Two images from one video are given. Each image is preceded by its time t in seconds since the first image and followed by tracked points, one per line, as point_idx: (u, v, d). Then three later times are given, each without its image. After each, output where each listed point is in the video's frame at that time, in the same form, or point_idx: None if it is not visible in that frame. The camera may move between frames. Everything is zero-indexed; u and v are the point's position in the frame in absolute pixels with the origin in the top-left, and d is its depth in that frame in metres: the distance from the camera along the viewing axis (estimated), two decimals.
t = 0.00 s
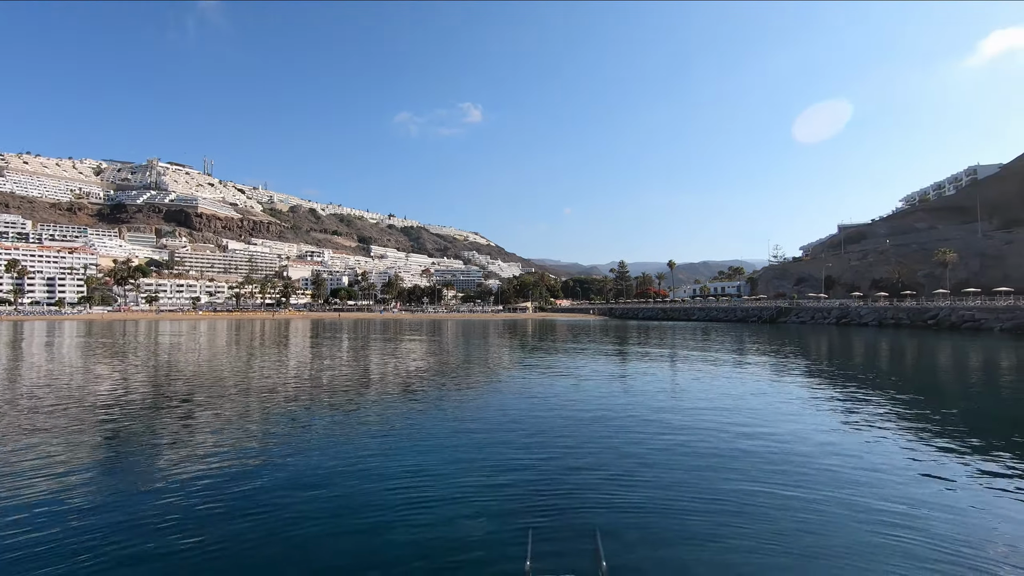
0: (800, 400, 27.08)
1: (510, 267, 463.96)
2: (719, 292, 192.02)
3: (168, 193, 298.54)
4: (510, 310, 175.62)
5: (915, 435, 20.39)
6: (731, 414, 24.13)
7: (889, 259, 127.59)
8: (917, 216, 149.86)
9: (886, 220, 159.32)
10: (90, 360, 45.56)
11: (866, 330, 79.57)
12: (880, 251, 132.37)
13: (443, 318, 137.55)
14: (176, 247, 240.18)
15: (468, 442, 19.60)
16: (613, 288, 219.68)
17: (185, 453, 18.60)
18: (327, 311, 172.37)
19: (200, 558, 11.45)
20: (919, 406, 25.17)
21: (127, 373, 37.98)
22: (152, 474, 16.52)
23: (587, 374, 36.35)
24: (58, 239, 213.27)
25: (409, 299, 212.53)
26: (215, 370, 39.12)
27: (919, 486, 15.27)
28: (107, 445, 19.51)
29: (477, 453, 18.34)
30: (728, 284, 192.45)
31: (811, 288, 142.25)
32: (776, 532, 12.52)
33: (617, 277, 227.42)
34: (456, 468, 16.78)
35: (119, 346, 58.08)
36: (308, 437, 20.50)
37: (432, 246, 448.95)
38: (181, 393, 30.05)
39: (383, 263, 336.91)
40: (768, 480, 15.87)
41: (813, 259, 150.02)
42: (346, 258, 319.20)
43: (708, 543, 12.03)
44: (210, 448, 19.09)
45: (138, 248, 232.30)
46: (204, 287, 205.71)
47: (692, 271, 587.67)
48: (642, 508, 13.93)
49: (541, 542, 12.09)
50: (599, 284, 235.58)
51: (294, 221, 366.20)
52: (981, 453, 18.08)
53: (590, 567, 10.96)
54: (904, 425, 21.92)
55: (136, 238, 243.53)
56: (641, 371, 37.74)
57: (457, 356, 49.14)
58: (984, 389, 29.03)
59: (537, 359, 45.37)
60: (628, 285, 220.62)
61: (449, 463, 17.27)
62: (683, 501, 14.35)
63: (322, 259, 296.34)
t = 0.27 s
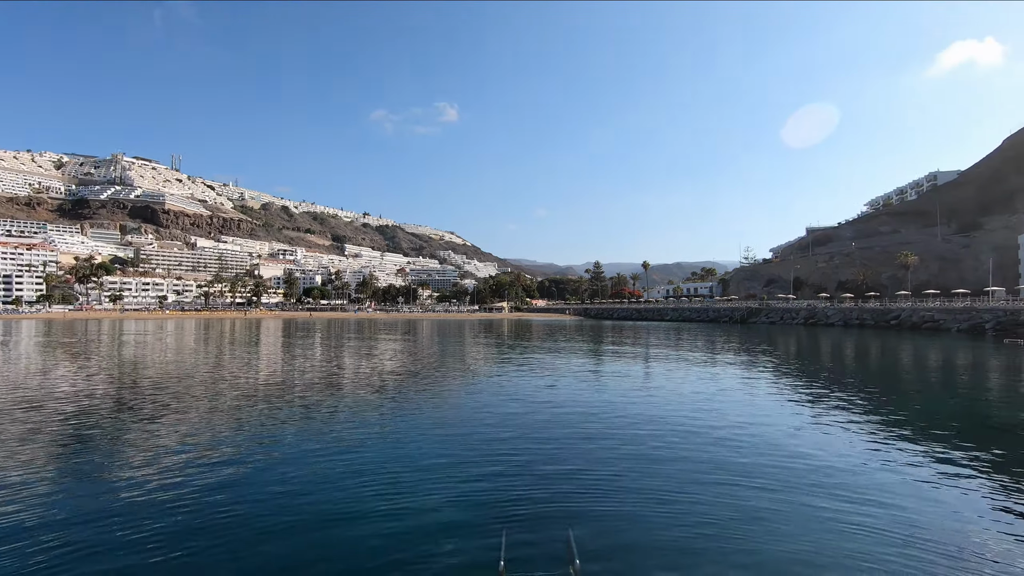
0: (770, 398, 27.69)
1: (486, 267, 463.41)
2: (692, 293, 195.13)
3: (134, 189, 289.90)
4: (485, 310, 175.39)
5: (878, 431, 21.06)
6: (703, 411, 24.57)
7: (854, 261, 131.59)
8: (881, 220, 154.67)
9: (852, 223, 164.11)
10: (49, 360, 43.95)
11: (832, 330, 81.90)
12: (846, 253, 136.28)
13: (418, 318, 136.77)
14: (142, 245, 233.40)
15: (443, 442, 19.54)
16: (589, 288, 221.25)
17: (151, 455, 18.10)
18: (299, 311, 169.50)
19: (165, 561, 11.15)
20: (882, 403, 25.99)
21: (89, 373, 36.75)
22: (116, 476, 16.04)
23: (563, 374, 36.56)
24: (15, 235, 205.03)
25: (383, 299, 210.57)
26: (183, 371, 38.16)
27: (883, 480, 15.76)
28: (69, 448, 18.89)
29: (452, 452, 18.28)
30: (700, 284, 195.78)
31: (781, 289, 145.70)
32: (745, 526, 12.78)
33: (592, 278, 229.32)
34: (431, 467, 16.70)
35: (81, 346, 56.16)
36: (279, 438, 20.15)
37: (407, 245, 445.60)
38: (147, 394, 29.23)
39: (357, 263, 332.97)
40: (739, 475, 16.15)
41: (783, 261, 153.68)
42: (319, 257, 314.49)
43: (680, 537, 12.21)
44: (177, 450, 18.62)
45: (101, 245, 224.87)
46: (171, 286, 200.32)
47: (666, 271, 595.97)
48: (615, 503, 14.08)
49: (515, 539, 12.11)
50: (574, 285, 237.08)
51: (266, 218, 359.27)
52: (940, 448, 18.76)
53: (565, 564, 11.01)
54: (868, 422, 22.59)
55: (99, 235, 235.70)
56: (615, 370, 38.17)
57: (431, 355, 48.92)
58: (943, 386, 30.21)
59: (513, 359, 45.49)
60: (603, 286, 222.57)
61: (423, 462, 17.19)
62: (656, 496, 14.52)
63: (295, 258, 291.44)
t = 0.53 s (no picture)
0: (742, 396, 28.15)
1: (463, 267, 462.17)
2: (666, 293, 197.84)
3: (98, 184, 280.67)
4: (462, 309, 174.93)
5: (842, 427, 21.66)
6: (675, 409, 24.92)
7: (822, 263, 135.16)
8: (848, 222, 159.15)
9: (820, 225, 168.48)
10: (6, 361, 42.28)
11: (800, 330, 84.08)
12: (815, 255, 139.84)
13: (394, 318, 135.69)
14: (106, 242, 226.13)
15: (418, 442, 19.37)
16: (565, 288, 222.48)
17: (113, 458, 17.51)
18: (272, 310, 166.45)
19: (125, 568, 10.76)
20: (847, 401, 26.71)
21: (50, 374, 35.51)
22: (75, 481, 15.47)
23: (538, 373, 36.63)
24: None
25: (358, 298, 208.22)
26: (150, 371, 37.15)
27: (850, 476, 16.13)
28: (29, 451, 18.28)
29: (426, 452, 18.11)
30: (674, 284, 198.66)
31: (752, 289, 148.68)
32: (716, 523, 12.94)
33: (568, 278, 230.66)
34: (404, 468, 16.53)
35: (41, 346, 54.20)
36: (249, 440, 19.70)
37: (383, 244, 441.39)
38: (112, 394, 28.41)
39: (332, 262, 328.51)
40: (711, 473, 16.34)
41: (753, 262, 156.90)
42: (292, 255, 309.21)
43: (652, 536, 12.30)
44: (142, 453, 18.06)
45: (62, 242, 217.20)
46: (137, 284, 194.55)
47: (640, 271, 603.27)
48: (589, 502, 14.12)
49: (488, 540, 12.03)
50: (551, 284, 238.13)
51: (237, 216, 351.80)
52: (903, 444, 19.30)
53: (538, 565, 10.94)
54: (835, 418, 23.12)
55: (60, 231, 227.60)
56: (590, 369, 38.54)
57: (407, 355, 48.68)
58: (906, 384, 31.21)
59: (489, 359, 45.47)
60: (578, 286, 224.16)
61: (396, 463, 16.99)
62: (629, 495, 14.60)
63: (267, 256, 286.05)
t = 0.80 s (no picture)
0: (717, 394, 28.51)
1: (440, 266, 460.21)
2: (643, 293, 199.94)
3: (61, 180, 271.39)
4: (439, 309, 174.14)
5: (815, 424, 22.02)
6: (653, 408, 25.07)
7: (794, 263, 138.11)
8: (818, 224, 163.00)
9: (792, 226, 172.15)
10: None
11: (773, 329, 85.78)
12: (787, 256, 142.76)
13: (370, 318, 134.21)
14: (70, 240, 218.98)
15: (395, 442, 19.13)
16: (542, 288, 223.12)
17: (79, 462, 16.97)
18: (244, 310, 163.15)
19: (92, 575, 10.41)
20: (819, 399, 27.20)
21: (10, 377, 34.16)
22: (38, 486, 14.90)
23: (517, 373, 36.56)
24: None
25: (334, 298, 205.55)
26: (116, 373, 36.01)
27: (823, 471, 16.41)
28: None
29: (403, 452, 17.89)
30: (651, 284, 200.93)
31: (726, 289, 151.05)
32: (694, 517, 13.06)
33: (546, 277, 231.37)
34: (382, 468, 16.38)
35: None
36: (221, 442, 19.21)
37: (359, 244, 436.63)
38: (75, 397, 27.41)
39: (307, 261, 323.71)
40: (687, 468, 16.57)
41: (728, 262, 159.47)
42: (266, 254, 303.75)
43: (631, 531, 12.35)
44: (107, 457, 17.47)
45: (24, 240, 209.38)
46: (104, 284, 188.80)
47: (617, 271, 608.70)
48: (568, 499, 14.12)
49: (467, 538, 11.92)
50: (528, 284, 238.33)
51: (209, 214, 344.21)
52: (873, 440, 19.75)
53: (516, 563, 10.86)
54: (808, 416, 23.57)
55: (21, 228, 219.51)
56: (568, 369, 38.70)
57: (384, 356, 48.30)
58: (874, 381, 32.06)
59: (468, 359, 45.29)
60: (556, 286, 225.02)
61: (373, 463, 16.75)
62: (607, 491, 14.66)
63: (240, 255, 280.37)
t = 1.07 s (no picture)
0: (692, 393, 28.84)
1: (419, 266, 457.38)
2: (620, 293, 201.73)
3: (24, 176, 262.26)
4: (417, 309, 173.08)
5: (786, 421, 22.50)
6: (629, 407, 25.33)
7: (767, 264, 140.81)
8: (790, 225, 166.49)
9: (765, 228, 175.55)
10: None
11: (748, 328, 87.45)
12: (760, 257, 145.50)
13: (347, 318, 132.75)
14: (34, 238, 211.82)
15: (370, 444, 18.89)
16: (521, 288, 223.42)
17: (43, 467, 16.46)
18: (218, 310, 159.73)
19: None
20: (790, 396, 27.80)
21: None
22: None
23: (494, 374, 36.50)
24: None
25: (310, 298, 202.71)
26: (83, 375, 34.96)
27: (793, 467, 16.77)
28: None
29: (378, 454, 17.69)
30: (628, 285, 202.82)
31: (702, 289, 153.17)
32: (669, 516, 13.18)
33: (524, 277, 231.79)
34: (358, 469, 16.25)
35: None
36: (190, 446, 18.74)
37: (336, 243, 431.41)
38: (39, 401, 26.55)
39: (282, 261, 318.54)
40: (662, 465, 16.79)
41: (703, 263, 161.76)
42: (240, 254, 298.00)
43: (607, 530, 12.41)
44: (70, 462, 16.89)
45: None
46: (69, 284, 183.07)
47: (595, 271, 613.07)
48: (543, 499, 14.13)
49: (443, 541, 11.83)
50: (507, 285, 238.34)
51: (181, 212, 336.36)
52: (842, 436, 20.17)
53: (493, 565, 10.82)
54: (780, 413, 23.99)
55: None
56: (546, 369, 38.87)
57: (361, 356, 47.80)
58: (844, 380, 32.83)
59: (445, 359, 45.09)
60: (535, 286, 225.56)
61: (347, 466, 16.52)
62: (583, 490, 14.71)
63: (212, 255, 274.52)
